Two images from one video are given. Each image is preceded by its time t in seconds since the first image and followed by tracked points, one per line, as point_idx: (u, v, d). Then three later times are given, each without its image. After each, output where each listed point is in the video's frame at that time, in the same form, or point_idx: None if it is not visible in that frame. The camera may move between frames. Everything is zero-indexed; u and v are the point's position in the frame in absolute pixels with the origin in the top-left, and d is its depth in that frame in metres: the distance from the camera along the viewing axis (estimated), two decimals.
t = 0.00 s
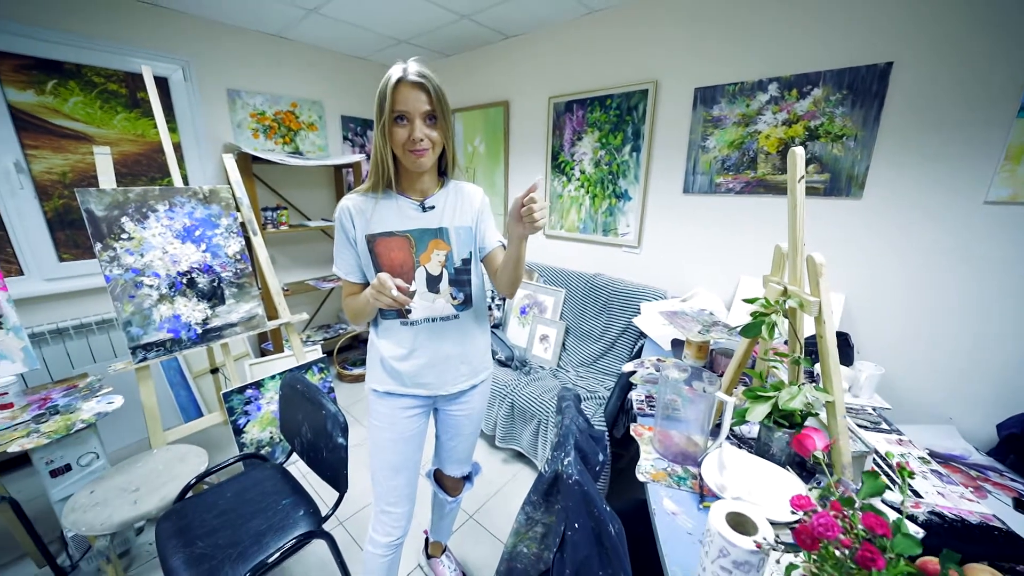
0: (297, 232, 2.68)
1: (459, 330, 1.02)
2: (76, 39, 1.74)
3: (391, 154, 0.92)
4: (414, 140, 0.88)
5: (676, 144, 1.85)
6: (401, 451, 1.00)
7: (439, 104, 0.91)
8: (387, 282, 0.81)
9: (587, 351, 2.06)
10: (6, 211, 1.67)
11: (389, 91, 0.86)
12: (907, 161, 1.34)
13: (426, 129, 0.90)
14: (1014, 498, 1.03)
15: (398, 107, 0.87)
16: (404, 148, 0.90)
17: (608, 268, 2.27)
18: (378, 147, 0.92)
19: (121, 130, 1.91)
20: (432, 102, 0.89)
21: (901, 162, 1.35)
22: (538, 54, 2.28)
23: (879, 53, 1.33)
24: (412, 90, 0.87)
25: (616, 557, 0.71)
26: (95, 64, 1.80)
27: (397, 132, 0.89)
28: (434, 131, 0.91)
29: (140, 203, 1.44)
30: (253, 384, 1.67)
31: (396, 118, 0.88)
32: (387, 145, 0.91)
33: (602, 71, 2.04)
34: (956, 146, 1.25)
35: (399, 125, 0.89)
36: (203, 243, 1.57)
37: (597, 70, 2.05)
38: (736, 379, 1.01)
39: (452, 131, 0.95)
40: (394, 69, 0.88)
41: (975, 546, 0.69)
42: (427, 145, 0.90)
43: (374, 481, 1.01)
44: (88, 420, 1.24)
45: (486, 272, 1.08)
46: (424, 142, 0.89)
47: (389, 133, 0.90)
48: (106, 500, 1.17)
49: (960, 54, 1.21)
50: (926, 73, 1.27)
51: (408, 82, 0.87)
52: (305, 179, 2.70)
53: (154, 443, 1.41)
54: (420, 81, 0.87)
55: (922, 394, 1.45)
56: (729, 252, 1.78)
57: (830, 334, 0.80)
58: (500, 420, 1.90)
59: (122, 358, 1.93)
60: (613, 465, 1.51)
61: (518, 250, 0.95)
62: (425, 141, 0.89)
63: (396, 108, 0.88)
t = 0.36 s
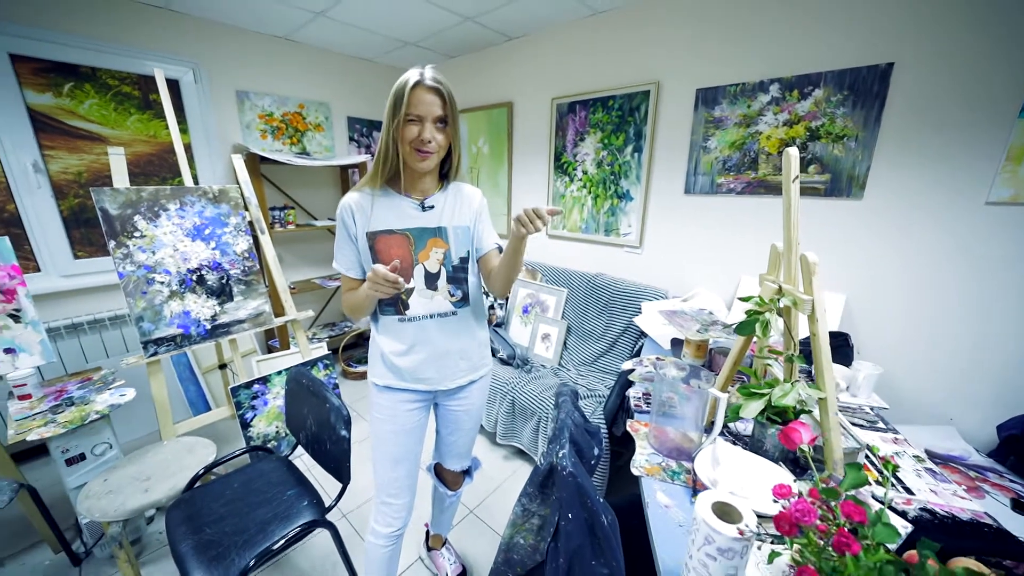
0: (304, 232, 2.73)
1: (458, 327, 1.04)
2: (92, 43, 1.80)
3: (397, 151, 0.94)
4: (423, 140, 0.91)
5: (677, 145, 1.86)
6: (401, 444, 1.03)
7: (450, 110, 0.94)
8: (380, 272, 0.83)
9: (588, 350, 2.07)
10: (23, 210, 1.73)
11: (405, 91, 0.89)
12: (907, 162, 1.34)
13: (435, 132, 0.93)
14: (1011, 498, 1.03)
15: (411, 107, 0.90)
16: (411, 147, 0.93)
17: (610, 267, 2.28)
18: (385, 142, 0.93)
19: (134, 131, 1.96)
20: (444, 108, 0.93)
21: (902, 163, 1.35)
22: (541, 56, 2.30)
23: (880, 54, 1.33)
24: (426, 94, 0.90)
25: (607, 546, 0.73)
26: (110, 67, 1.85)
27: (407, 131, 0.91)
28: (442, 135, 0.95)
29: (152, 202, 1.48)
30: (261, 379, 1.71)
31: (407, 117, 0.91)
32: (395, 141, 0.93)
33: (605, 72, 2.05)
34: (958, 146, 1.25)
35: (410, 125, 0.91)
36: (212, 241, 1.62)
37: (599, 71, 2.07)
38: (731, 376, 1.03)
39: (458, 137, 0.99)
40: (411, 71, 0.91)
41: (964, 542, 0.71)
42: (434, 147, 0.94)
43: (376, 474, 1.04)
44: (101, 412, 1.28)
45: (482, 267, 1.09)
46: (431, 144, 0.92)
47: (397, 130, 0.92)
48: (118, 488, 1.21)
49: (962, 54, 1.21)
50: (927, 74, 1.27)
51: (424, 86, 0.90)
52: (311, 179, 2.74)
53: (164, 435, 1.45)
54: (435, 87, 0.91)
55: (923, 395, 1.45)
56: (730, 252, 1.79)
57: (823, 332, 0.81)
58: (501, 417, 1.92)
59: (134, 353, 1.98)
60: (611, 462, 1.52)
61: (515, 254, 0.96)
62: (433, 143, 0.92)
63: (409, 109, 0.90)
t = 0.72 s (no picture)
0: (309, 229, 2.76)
1: (457, 322, 1.06)
2: (103, 43, 1.84)
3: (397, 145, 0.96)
4: (421, 129, 0.93)
5: (678, 144, 1.87)
6: (401, 436, 1.05)
7: (445, 101, 0.96)
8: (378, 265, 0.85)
9: (588, 348, 2.09)
10: (37, 206, 1.78)
11: (400, 84, 0.92)
12: (907, 161, 1.34)
13: (432, 121, 0.95)
14: (1007, 497, 1.03)
15: (407, 99, 0.92)
16: (410, 138, 0.95)
17: (611, 266, 2.29)
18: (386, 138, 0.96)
19: (143, 129, 2.00)
20: (439, 97, 0.95)
21: (901, 163, 1.35)
22: (544, 55, 2.32)
23: (881, 54, 1.33)
24: (421, 85, 0.92)
25: (599, 533, 0.76)
26: (120, 66, 1.89)
27: (405, 122, 0.93)
28: (440, 124, 0.97)
29: (162, 199, 1.52)
30: (266, 373, 1.78)
31: (404, 109, 0.93)
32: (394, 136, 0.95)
33: (607, 71, 2.06)
34: (958, 146, 1.26)
35: (408, 116, 0.93)
36: (219, 237, 1.65)
37: (602, 71, 2.08)
38: (726, 373, 1.04)
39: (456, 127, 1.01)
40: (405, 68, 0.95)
41: (951, 533, 0.73)
42: (432, 135, 0.95)
43: (376, 464, 1.06)
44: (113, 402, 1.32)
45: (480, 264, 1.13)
46: (429, 132, 0.94)
47: (396, 123, 0.94)
48: (128, 476, 1.25)
49: (963, 54, 1.22)
50: (928, 73, 1.27)
51: (418, 78, 0.92)
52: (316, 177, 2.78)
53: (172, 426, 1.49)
54: (429, 78, 0.93)
55: (921, 394, 1.45)
56: (730, 251, 1.80)
57: (816, 329, 0.82)
58: (501, 413, 1.94)
59: (143, 347, 2.03)
60: (609, 457, 1.54)
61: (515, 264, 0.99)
62: (431, 131, 0.94)
63: (404, 102, 0.93)
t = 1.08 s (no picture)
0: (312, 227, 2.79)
1: (460, 315, 1.08)
2: (111, 43, 1.87)
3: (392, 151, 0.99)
4: (412, 138, 0.95)
5: (678, 143, 1.89)
6: (403, 428, 1.07)
7: (436, 104, 0.96)
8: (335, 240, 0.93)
9: (588, 345, 2.10)
10: (46, 202, 1.81)
11: (390, 92, 0.93)
12: (904, 161, 1.35)
13: (424, 127, 0.96)
14: (999, 494, 1.02)
15: (399, 106, 0.94)
16: (403, 146, 0.97)
17: (611, 264, 2.31)
18: (381, 144, 0.99)
19: (150, 128, 2.04)
20: (430, 102, 0.95)
21: (898, 163, 1.37)
22: (545, 55, 2.33)
23: (878, 54, 1.35)
24: (411, 91, 0.93)
25: (593, 523, 0.78)
26: (128, 66, 1.92)
27: (397, 130, 0.96)
28: (432, 129, 0.98)
29: (168, 196, 1.55)
30: (269, 368, 1.78)
31: (396, 116, 0.95)
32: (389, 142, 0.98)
33: (607, 71, 2.08)
34: (955, 146, 1.26)
35: (399, 124, 0.95)
36: (224, 234, 1.68)
37: (602, 70, 2.10)
38: (721, 368, 1.06)
39: (450, 129, 1.01)
40: (396, 70, 0.94)
41: (935, 524, 0.73)
42: (425, 143, 0.97)
43: (378, 455, 1.09)
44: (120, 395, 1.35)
45: (487, 258, 1.21)
46: (422, 140, 0.96)
47: (390, 130, 0.96)
48: (136, 466, 1.28)
49: (960, 55, 1.22)
50: (925, 74, 1.28)
51: (408, 83, 0.92)
52: (319, 176, 2.80)
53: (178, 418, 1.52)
54: (419, 82, 0.93)
55: (917, 392, 1.46)
56: (729, 250, 1.81)
57: (809, 325, 0.83)
58: (501, 410, 1.96)
59: (149, 342, 2.06)
60: (607, 453, 1.56)
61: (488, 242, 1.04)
62: (423, 139, 0.96)
63: (396, 107, 0.94)
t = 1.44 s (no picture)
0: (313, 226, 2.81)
1: (461, 316, 1.10)
2: (115, 44, 1.88)
3: (393, 146, 1.00)
4: (414, 132, 0.96)
5: (677, 142, 1.89)
6: (404, 425, 1.09)
7: (437, 99, 0.97)
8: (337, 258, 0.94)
9: (588, 344, 2.11)
10: (51, 202, 1.83)
11: (392, 85, 0.94)
12: (901, 160, 1.36)
13: (425, 122, 0.97)
14: (996, 489, 1.03)
15: (400, 101, 0.95)
16: (404, 140, 0.98)
17: (611, 263, 2.32)
18: (381, 139, 1.00)
19: (154, 128, 2.05)
20: (432, 97, 0.96)
21: (895, 161, 1.37)
22: (545, 55, 2.34)
23: (875, 53, 1.35)
24: (412, 85, 0.94)
25: (591, 515, 0.80)
26: (132, 66, 1.94)
27: (398, 124, 0.96)
28: (434, 125, 0.99)
29: (172, 195, 1.56)
30: (272, 366, 1.80)
31: (397, 111, 0.96)
32: (389, 137, 0.99)
33: (607, 71, 2.09)
34: (952, 143, 1.27)
35: (400, 118, 0.96)
36: (227, 233, 1.69)
37: (602, 70, 2.11)
38: (719, 364, 1.07)
39: (451, 125, 1.03)
40: (398, 65, 0.96)
41: (929, 517, 0.75)
42: (426, 138, 0.98)
43: (380, 452, 1.10)
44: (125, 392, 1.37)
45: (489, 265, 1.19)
46: (423, 135, 0.97)
47: (390, 125, 0.97)
48: (140, 462, 1.29)
49: (957, 53, 1.23)
50: (922, 72, 1.29)
51: (409, 77, 0.94)
52: (321, 175, 2.82)
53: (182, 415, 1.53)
54: (420, 76, 0.94)
55: (915, 389, 1.47)
56: (728, 248, 1.82)
57: (804, 321, 0.84)
58: (501, 407, 1.98)
59: (153, 340, 2.08)
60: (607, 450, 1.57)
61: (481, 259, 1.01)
62: (424, 134, 0.97)
63: (397, 102, 0.95)
